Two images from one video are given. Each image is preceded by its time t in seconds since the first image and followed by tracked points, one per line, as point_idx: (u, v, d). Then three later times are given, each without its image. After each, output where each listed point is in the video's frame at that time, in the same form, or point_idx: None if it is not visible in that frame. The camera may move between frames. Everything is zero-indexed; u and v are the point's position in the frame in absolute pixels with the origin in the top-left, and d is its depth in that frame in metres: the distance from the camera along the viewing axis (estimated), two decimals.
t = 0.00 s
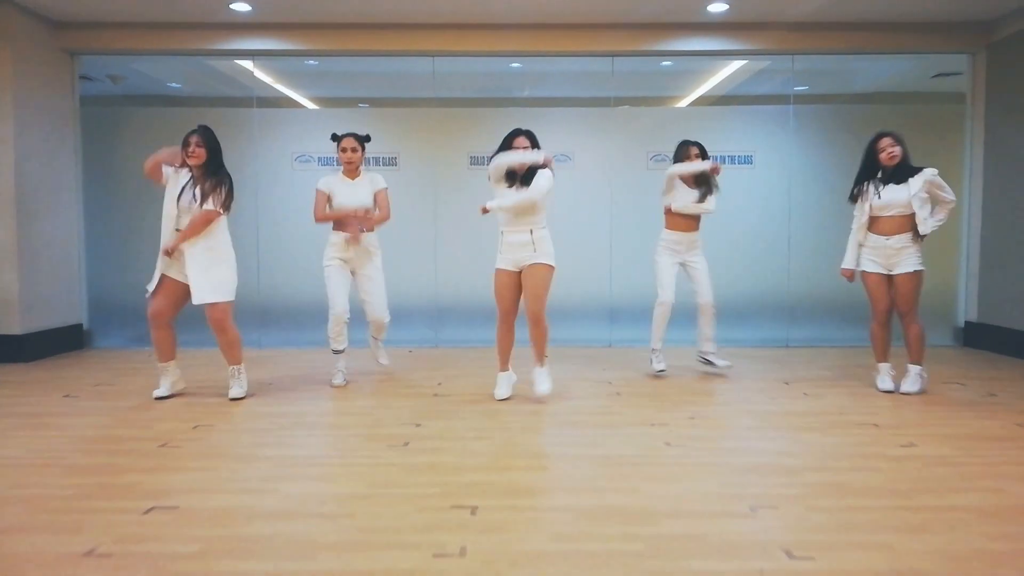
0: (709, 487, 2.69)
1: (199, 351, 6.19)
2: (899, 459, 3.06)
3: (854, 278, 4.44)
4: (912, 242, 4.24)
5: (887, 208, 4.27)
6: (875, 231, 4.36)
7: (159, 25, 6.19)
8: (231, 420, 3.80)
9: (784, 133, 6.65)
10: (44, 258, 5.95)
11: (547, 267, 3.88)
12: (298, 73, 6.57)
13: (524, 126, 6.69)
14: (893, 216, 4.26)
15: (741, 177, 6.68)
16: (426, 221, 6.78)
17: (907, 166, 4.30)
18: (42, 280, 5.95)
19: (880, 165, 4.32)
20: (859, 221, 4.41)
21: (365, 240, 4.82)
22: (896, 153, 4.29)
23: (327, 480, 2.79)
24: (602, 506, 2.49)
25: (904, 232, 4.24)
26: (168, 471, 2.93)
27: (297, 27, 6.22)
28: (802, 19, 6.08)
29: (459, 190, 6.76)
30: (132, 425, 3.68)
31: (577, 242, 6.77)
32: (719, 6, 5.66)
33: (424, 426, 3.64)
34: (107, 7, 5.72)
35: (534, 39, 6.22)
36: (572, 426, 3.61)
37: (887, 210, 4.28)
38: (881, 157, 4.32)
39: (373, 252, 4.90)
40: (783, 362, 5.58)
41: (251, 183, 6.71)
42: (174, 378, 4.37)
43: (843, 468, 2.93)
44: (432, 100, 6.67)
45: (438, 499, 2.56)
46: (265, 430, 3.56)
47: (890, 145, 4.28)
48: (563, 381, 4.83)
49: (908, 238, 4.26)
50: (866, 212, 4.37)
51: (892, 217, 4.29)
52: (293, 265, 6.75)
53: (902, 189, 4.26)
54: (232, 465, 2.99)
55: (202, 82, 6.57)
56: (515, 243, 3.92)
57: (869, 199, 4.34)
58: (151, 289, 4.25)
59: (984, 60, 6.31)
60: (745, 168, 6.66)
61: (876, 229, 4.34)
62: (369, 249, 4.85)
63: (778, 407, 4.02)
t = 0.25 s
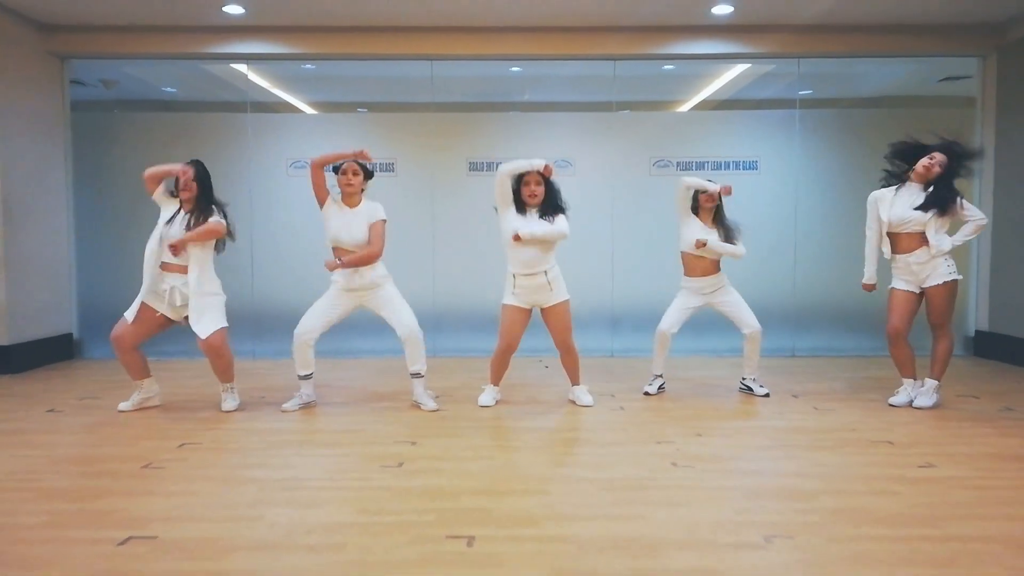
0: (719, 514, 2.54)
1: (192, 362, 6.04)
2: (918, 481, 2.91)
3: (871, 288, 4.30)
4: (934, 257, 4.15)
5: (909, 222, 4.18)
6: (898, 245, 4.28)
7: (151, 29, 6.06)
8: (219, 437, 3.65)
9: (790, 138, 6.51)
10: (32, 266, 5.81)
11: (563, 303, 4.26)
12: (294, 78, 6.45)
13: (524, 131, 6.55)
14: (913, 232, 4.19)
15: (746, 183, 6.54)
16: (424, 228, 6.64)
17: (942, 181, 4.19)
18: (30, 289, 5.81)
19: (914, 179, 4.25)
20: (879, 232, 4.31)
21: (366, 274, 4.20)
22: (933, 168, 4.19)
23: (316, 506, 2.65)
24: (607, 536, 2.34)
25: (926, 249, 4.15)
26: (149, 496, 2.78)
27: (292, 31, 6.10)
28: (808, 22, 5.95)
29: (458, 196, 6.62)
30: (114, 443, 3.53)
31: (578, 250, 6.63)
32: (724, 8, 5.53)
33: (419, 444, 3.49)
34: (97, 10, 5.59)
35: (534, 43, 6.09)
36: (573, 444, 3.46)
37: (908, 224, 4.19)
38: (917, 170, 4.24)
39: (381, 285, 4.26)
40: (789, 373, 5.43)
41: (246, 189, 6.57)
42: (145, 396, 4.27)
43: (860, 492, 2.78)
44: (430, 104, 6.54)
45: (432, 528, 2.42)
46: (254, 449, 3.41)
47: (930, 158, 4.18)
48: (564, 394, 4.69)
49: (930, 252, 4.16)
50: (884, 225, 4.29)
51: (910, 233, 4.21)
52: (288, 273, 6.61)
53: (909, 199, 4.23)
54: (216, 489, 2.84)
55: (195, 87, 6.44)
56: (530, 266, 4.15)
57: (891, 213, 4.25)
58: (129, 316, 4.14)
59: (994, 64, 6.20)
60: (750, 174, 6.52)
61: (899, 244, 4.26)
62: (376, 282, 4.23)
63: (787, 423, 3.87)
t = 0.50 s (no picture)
0: (722, 528, 2.48)
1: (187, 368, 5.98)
2: (925, 493, 2.85)
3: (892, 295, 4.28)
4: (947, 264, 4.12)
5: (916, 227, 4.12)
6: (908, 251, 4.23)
7: (148, 33, 6.02)
8: (213, 447, 3.59)
9: (792, 143, 6.46)
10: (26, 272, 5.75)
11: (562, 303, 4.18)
12: (292, 82, 6.40)
13: (523, 135, 6.50)
14: (921, 236, 4.13)
15: (748, 188, 6.49)
16: (422, 233, 6.59)
17: (947, 180, 4.10)
18: (24, 295, 5.75)
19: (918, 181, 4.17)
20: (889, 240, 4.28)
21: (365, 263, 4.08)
22: (937, 169, 4.10)
23: (310, 518, 2.59)
24: (607, 552, 2.28)
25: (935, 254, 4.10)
26: (139, 508, 2.72)
27: (290, 35, 6.05)
28: (809, 26, 5.91)
29: (457, 201, 6.57)
30: (106, 453, 3.47)
31: (578, 255, 6.58)
32: (725, 12, 5.49)
33: (416, 454, 3.43)
34: (93, 14, 5.55)
35: (534, 47, 6.05)
36: (573, 454, 3.40)
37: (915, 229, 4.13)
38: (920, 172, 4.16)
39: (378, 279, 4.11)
40: (792, 380, 5.37)
41: (243, 194, 6.52)
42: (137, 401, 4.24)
43: (866, 505, 2.72)
44: (428, 108, 6.49)
45: (428, 543, 2.36)
46: (248, 459, 3.35)
47: (932, 159, 4.10)
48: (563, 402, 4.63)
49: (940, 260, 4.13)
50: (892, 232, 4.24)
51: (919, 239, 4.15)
52: (285, 279, 6.56)
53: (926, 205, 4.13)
54: (208, 501, 2.78)
55: (192, 91, 6.39)
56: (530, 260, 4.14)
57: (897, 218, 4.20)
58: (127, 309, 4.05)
59: (998, 68, 6.15)
60: (751, 179, 6.47)
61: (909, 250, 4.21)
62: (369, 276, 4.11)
63: (790, 432, 3.81)
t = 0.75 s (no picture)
0: (724, 534, 2.45)
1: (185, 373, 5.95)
2: (928, 499, 2.83)
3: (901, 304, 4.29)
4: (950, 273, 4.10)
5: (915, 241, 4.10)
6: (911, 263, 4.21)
7: (146, 36, 6.01)
8: (209, 452, 3.56)
9: (792, 147, 6.44)
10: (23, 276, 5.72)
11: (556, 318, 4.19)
12: (291, 85, 6.39)
13: (523, 139, 6.49)
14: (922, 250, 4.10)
15: (748, 191, 6.47)
16: (422, 237, 6.57)
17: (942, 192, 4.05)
18: (20, 299, 5.72)
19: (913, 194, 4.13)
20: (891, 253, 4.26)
21: (354, 288, 4.07)
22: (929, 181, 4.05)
23: (308, 524, 2.56)
24: (608, 558, 2.25)
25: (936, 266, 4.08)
26: (134, 514, 2.69)
27: (290, 38, 6.04)
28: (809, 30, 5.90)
29: (456, 205, 6.55)
30: (102, 458, 3.44)
31: (577, 259, 6.55)
32: (725, 15, 5.48)
33: (415, 459, 3.40)
34: (92, 17, 5.54)
35: (533, 50, 6.04)
36: (572, 459, 3.37)
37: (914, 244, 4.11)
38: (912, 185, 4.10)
39: (368, 302, 4.12)
40: (792, 385, 5.34)
41: (242, 198, 6.50)
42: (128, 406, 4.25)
43: (869, 510, 2.69)
44: (428, 112, 6.48)
45: (426, 549, 2.33)
46: (245, 465, 3.32)
47: (923, 172, 4.03)
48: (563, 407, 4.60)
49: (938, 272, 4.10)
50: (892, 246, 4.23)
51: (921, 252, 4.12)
52: (284, 283, 6.54)
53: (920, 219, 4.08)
54: (204, 507, 2.75)
55: (191, 94, 6.38)
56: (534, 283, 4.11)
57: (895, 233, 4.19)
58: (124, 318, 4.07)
59: (999, 72, 6.14)
60: (751, 183, 6.45)
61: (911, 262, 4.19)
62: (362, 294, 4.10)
63: (791, 437, 3.79)
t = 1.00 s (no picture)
0: (724, 533, 2.45)
1: (185, 372, 5.95)
2: (928, 497, 2.83)
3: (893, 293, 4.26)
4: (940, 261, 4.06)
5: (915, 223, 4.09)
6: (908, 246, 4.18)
7: (147, 36, 6.01)
8: (209, 450, 3.56)
9: (792, 147, 6.45)
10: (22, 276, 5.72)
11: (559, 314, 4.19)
12: (291, 85, 6.39)
13: (523, 138, 6.49)
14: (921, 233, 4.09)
15: (748, 191, 6.47)
16: (422, 237, 6.57)
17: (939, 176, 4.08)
18: (20, 299, 5.72)
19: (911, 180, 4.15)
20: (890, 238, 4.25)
21: (355, 282, 4.08)
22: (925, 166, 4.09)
23: (307, 522, 2.56)
24: (607, 556, 2.26)
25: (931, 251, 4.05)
26: (134, 512, 2.69)
27: (290, 38, 6.05)
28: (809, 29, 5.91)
29: (456, 205, 6.55)
30: (102, 457, 3.44)
31: (577, 259, 6.55)
32: (725, 15, 5.49)
33: (414, 458, 3.40)
34: (92, 17, 5.54)
35: (533, 50, 6.04)
36: (572, 458, 3.37)
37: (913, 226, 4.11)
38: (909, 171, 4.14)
39: (369, 295, 4.13)
40: (791, 385, 5.34)
41: (241, 198, 6.50)
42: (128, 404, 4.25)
43: (869, 509, 2.69)
44: (428, 112, 6.48)
45: (426, 547, 2.33)
46: (244, 463, 3.32)
47: (921, 157, 4.07)
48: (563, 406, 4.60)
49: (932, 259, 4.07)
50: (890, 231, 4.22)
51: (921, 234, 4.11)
52: (284, 283, 6.54)
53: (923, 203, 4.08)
54: (203, 505, 2.75)
55: (191, 94, 6.38)
56: (533, 274, 4.11)
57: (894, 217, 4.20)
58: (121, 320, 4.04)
59: (998, 72, 6.14)
60: (751, 182, 6.45)
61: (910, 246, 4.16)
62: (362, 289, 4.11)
63: (791, 436, 3.78)
